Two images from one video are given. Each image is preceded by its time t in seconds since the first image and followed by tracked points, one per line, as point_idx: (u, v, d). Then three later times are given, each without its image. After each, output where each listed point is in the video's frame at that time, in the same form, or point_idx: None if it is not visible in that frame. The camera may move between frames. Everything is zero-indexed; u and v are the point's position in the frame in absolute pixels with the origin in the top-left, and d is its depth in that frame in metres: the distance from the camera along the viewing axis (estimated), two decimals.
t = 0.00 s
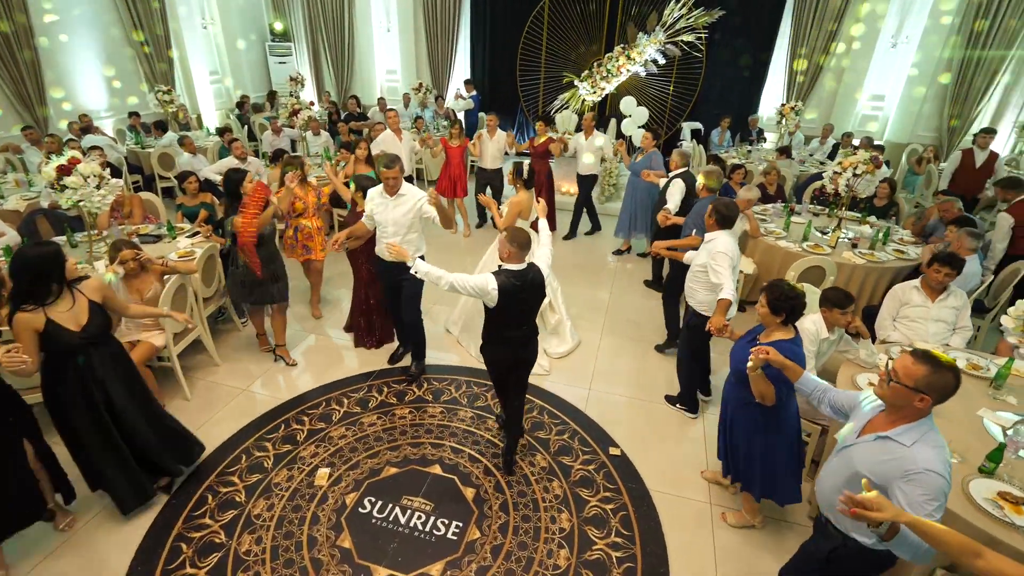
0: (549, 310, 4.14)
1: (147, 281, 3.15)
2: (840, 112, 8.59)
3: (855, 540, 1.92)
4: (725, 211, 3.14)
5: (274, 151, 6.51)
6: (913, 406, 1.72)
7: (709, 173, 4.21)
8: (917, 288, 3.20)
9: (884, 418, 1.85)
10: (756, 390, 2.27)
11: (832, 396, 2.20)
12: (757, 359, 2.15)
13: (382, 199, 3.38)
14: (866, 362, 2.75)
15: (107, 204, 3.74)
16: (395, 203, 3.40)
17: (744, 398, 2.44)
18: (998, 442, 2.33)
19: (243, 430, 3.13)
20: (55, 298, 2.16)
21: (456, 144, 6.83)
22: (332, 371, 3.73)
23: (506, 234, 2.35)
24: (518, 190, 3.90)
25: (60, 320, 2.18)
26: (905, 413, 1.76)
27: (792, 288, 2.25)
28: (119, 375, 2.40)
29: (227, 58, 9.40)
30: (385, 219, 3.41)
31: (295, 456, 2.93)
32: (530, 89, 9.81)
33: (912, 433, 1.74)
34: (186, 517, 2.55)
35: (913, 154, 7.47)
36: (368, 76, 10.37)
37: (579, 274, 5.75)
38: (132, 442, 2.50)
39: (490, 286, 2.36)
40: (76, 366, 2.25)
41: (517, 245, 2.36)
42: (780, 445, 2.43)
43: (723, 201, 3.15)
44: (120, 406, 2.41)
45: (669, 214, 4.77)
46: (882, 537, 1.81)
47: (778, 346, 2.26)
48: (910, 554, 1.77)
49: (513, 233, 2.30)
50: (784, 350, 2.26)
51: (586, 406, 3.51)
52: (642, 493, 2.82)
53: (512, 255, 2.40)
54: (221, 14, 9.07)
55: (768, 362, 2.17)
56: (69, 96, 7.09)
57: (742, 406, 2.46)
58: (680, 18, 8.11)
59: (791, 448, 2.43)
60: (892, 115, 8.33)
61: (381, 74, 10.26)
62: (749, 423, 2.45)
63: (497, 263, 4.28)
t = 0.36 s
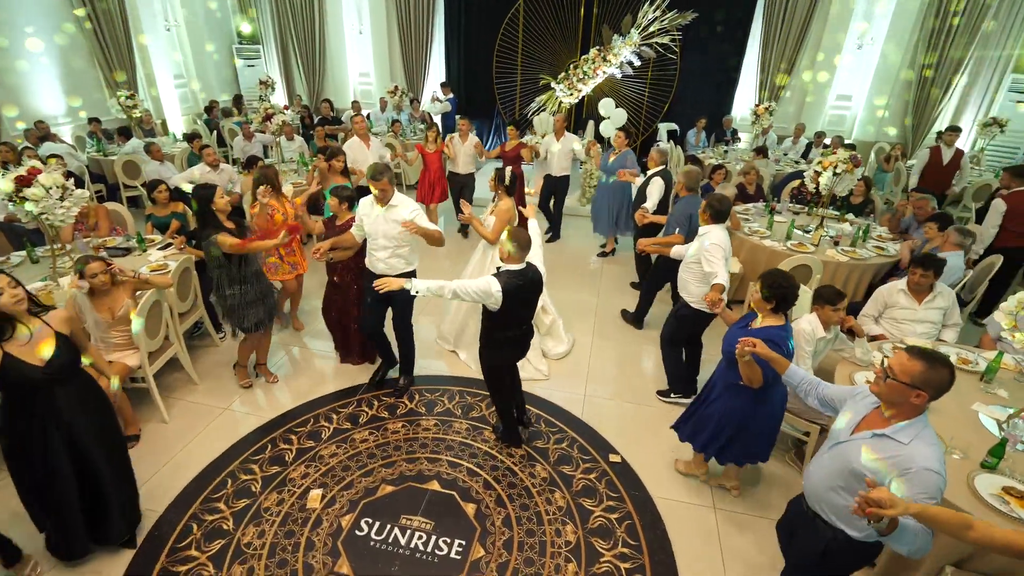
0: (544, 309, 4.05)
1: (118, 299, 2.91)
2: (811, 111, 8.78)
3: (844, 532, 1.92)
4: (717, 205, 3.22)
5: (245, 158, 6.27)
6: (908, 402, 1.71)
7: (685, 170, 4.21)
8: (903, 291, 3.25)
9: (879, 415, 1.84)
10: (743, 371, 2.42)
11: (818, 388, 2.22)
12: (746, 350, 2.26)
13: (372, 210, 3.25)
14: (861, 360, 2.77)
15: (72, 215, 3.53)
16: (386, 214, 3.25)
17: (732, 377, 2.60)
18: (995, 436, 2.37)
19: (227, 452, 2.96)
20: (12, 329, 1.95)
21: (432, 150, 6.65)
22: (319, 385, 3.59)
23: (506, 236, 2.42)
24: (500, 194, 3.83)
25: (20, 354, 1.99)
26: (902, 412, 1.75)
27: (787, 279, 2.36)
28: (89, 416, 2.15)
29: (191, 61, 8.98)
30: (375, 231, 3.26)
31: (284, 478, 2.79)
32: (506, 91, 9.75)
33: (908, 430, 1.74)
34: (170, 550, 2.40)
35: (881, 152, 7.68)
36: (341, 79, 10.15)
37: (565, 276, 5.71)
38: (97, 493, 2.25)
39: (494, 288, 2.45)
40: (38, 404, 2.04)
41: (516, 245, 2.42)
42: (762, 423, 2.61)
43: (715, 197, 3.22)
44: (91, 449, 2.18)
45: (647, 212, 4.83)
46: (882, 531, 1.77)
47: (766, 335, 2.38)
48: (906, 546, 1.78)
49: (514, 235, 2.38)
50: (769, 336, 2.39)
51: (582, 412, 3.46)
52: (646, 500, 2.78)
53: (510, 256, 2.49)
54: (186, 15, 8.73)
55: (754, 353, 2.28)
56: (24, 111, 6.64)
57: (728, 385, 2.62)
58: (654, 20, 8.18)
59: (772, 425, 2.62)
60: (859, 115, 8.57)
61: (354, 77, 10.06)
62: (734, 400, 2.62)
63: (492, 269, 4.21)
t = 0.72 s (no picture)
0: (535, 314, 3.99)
1: (92, 321, 2.72)
2: (783, 115, 8.97)
3: (842, 514, 1.96)
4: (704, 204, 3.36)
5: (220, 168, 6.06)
6: (901, 388, 1.76)
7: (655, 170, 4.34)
8: (887, 301, 3.30)
9: (874, 402, 1.88)
10: (730, 366, 2.44)
11: (812, 376, 2.24)
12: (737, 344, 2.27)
13: (357, 226, 3.02)
14: (860, 361, 2.79)
15: (39, 230, 3.33)
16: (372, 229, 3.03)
17: (716, 373, 2.63)
18: (995, 434, 2.40)
19: (213, 480, 2.81)
20: None
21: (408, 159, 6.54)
22: (309, 403, 3.45)
23: (504, 238, 2.43)
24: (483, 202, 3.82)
25: None
26: (897, 399, 1.79)
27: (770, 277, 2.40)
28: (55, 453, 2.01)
29: (158, 69, 8.66)
30: (362, 247, 3.02)
31: (276, 504, 2.66)
32: (485, 98, 9.70)
33: (904, 416, 1.79)
34: None
35: (853, 154, 7.88)
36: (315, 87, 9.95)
37: (553, 282, 5.66)
38: (76, 539, 2.09)
39: (503, 291, 2.41)
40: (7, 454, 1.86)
41: (514, 248, 2.45)
42: (743, 418, 2.66)
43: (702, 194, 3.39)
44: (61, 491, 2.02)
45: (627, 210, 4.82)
46: (885, 497, 1.78)
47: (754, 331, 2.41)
48: (904, 520, 1.81)
49: (512, 237, 2.42)
50: (755, 332, 2.43)
51: (581, 421, 3.41)
52: (651, 510, 2.73)
53: (509, 258, 2.48)
54: (154, 22, 8.46)
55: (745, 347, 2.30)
56: None
57: (713, 380, 2.65)
58: (631, 26, 8.26)
59: (755, 421, 2.67)
60: (830, 118, 8.80)
61: (329, 84, 9.88)
62: (716, 394, 2.67)
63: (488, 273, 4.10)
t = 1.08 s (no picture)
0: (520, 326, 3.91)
1: (67, 344, 2.55)
2: (758, 121, 9.17)
3: (834, 487, 2.09)
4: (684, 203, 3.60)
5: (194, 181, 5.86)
6: (871, 363, 1.93)
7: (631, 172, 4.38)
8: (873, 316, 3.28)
9: (856, 380, 2.05)
10: (716, 360, 2.55)
11: (798, 364, 2.34)
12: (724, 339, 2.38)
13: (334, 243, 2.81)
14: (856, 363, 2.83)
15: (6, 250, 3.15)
16: (350, 246, 2.82)
17: (699, 366, 2.74)
18: (993, 432, 2.44)
19: (201, 509, 2.66)
20: None
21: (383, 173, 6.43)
22: (298, 423, 3.32)
23: (501, 247, 2.40)
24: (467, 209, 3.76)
25: None
26: (872, 374, 1.97)
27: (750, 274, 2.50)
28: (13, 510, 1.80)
29: (123, 79, 8.34)
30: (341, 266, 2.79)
31: (271, 532, 2.54)
32: (464, 106, 9.66)
33: (882, 391, 1.95)
34: None
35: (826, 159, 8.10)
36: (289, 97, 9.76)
37: (541, 290, 5.63)
38: None
39: (509, 298, 2.37)
40: None
41: (511, 257, 2.43)
42: (727, 408, 2.79)
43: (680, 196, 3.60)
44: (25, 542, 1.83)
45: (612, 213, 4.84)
46: (866, 479, 1.95)
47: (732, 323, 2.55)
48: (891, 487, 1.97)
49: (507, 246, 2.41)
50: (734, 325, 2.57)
51: (580, 432, 3.36)
52: (658, 520, 2.70)
53: (507, 267, 2.45)
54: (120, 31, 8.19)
55: (731, 341, 2.41)
56: None
57: (695, 374, 2.77)
58: (607, 35, 8.35)
59: (734, 411, 2.81)
60: (801, 123, 9.04)
61: (304, 94, 9.71)
62: (701, 389, 2.77)
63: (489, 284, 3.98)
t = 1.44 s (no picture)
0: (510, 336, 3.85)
1: (39, 371, 2.41)
2: (730, 128, 9.39)
3: (829, 472, 2.09)
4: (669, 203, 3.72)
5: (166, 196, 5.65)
6: (860, 349, 1.98)
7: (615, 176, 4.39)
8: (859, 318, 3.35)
9: (847, 367, 2.08)
10: (715, 346, 2.60)
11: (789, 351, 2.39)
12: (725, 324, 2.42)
13: (318, 257, 2.69)
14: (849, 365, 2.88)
15: None
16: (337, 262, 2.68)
17: (698, 356, 2.78)
18: (985, 427, 2.51)
19: (189, 541, 2.53)
20: None
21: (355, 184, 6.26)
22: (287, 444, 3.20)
23: (508, 248, 2.42)
24: (454, 220, 3.72)
25: None
26: (862, 358, 2.00)
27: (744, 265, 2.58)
28: None
29: (86, 90, 7.93)
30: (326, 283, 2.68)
31: (266, 561, 2.42)
32: (442, 116, 9.62)
33: (873, 375, 1.99)
34: None
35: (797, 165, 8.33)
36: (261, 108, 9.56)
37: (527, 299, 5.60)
38: None
39: (515, 299, 2.33)
40: None
41: (519, 259, 2.44)
42: (724, 399, 2.81)
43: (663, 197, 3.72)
44: None
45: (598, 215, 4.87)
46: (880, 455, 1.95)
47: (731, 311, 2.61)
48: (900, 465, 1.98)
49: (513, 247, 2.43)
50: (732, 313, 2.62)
51: (578, 441, 3.32)
52: (663, 530, 2.68)
53: (514, 269, 2.44)
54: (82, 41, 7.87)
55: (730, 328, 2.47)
56: None
57: (696, 363, 2.81)
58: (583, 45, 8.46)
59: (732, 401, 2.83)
60: (771, 130, 9.30)
61: (277, 105, 9.54)
62: (701, 378, 2.80)
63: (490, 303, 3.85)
